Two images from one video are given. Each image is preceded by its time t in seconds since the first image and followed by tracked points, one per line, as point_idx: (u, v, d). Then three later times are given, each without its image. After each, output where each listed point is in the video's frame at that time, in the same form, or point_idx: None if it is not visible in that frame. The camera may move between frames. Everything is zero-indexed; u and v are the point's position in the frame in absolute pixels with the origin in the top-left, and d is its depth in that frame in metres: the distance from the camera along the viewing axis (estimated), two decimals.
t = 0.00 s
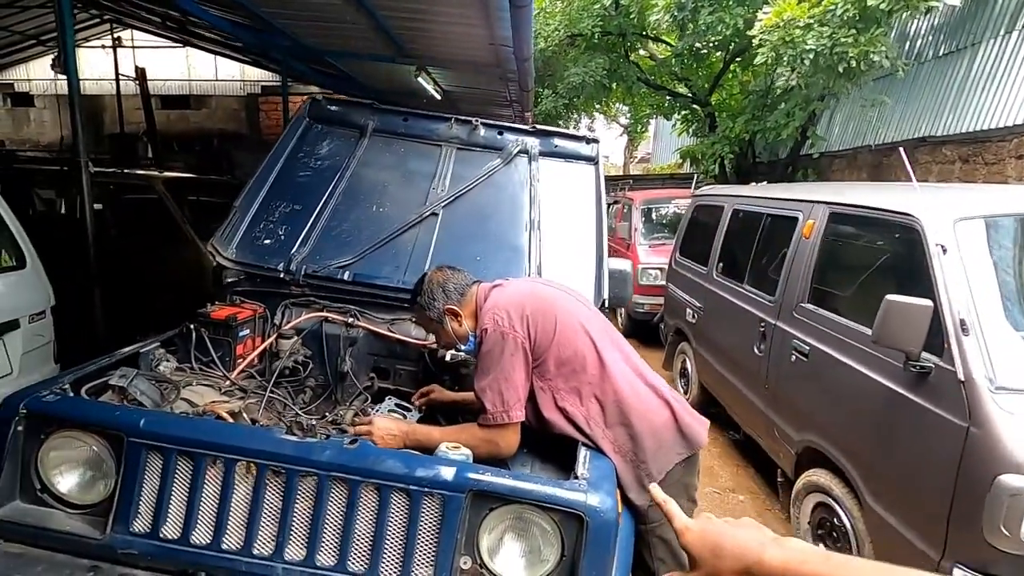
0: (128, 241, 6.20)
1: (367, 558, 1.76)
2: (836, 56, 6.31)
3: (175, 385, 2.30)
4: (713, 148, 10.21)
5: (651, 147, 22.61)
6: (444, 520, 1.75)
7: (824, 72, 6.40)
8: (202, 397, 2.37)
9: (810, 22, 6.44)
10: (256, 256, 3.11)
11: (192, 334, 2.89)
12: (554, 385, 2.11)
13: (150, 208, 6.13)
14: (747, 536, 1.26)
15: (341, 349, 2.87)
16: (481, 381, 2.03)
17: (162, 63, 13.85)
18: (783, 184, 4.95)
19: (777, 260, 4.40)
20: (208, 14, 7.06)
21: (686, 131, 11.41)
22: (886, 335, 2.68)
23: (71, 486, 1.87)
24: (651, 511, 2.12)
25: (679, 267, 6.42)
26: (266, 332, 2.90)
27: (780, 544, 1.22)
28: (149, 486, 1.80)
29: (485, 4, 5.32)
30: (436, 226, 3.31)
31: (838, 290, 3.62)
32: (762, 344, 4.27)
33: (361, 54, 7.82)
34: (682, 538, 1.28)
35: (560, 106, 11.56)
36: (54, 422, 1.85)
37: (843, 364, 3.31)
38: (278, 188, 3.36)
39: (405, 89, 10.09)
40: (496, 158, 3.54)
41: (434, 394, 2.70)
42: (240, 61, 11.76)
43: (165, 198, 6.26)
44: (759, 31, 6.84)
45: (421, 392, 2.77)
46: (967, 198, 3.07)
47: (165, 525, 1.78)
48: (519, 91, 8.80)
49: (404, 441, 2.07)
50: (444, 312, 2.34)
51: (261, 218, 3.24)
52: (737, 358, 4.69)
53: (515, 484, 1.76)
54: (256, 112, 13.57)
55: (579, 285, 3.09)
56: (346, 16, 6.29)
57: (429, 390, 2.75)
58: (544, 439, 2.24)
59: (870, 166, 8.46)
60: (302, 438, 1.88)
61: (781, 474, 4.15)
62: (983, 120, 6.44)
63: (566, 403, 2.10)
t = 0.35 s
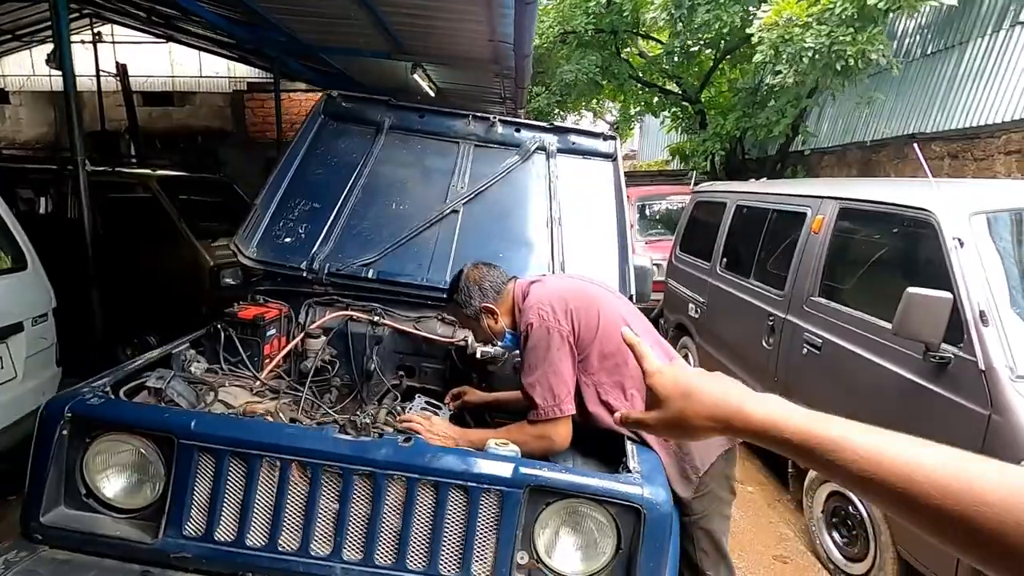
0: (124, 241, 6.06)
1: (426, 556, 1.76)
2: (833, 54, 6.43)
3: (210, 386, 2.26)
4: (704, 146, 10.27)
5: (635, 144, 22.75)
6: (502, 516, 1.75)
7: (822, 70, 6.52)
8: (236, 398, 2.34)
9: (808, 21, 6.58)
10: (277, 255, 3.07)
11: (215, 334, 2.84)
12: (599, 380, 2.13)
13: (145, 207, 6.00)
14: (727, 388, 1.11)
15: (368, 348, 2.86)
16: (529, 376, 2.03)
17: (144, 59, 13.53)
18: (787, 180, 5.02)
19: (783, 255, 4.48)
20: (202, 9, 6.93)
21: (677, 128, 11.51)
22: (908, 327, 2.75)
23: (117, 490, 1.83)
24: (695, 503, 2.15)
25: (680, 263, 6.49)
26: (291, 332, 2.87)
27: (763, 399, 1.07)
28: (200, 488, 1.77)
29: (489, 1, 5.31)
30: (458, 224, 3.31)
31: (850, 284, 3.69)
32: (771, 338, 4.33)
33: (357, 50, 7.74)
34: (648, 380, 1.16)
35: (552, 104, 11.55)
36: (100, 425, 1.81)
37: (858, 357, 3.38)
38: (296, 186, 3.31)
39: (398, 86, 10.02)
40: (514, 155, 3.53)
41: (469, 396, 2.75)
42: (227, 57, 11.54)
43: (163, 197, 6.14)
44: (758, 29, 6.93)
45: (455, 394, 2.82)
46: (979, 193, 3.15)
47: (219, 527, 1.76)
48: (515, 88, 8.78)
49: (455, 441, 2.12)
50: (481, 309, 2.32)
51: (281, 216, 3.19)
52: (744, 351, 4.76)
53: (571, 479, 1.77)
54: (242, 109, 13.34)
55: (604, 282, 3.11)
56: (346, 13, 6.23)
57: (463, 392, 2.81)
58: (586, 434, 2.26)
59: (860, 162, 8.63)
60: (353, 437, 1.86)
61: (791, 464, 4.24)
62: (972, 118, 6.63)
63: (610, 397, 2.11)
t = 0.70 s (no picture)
0: (103, 237, 5.81)
1: (483, 548, 1.76)
2: (821, 51, 6.60)
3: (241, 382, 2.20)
4: (686, 140, 10.35)
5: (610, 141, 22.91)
6: (560, 505, 1.76)
7: (810, 66, 6.72)
8: (266, 394, 2.29)
9: (797, 18, 6.80)
10: (293, 248, 3.05)
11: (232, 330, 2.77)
12: (638, 367, 2.15)
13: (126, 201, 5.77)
14: (809, 214, 0.91)
15: (391, 341, 2.82)
16: (571, 363, 2.04)
17: (109, 48, 12.96)
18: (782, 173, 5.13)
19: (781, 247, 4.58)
20: None
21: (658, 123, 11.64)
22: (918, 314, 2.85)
23: (159, 491, 1.78)
24: (733, 487, 2.20)
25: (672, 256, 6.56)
26: (311, 327, 2.81)
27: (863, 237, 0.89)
28: (251, 486, 1.73)
29: None
30: (474, 216, 3.29)
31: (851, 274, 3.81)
32: (771, 327, 4.43)
33: (343, 41, 7.58)
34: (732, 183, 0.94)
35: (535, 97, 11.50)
36: (142, 425, 1.75)
37: (862, 343, 3.50)
38: (308, 178, 3.25)
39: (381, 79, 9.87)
40: (527, 147, 3.53)
41: (496, 388, 2.69)
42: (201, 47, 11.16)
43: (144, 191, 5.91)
44: (748, 24, 7.10)
45: (481, 386, 2.77)
46: (977, 185, 3.29)
47: (271, 526, 1.72)
48: (501, 81, 8.70)
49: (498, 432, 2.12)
50: (515, 299, 2.32)
51: (294, 209, 3.14)
52: (742, 341, 4.85)
53: (627, 467, 1.79)
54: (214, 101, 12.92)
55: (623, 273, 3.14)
56: (336, 3, 6.10)
57: (490, 385, 2.74)
58: (622, 421, 2.29)
59: (838, 156, 8.87)
60: (404, 430, 1.84)
61: (792, 449, 4.36)
62: (947, 114, 6.91)
63: (650, 384, 2.13)
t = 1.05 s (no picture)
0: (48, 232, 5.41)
1: (481, 545, 1.71)
2: (784, 48, 6.79)
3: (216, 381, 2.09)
4: (650, 136, 10.44)
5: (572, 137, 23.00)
6: (558, 499, 1.73)
7: (774, 64, 6.91)
8: (242, 394, 2.17)
9: (761, 15, 6.99)
10: (266, 240, 2.94)
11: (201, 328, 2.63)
12: (628, 358, 2.14)
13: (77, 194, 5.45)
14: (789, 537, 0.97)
15: (370, 337, 2.73)
16: (563, 355, 2.00)
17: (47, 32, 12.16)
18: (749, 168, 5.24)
19: (751, 240, 4.68)
20: None
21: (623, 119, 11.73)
22: (887, 302, 2.97)
23: (132, 499, 1.66)
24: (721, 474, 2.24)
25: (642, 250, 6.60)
26: (285, 324, 2.69)
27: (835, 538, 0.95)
28: (234, 490, 1.63)
29: None
30: (453, 209, 3.23)
31: (820, 265, 3.93)
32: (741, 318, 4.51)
33: (305, 30, 7.34)
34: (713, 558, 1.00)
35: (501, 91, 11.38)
36: (111, 429, 1.63)
37: (832, 332, 3.60)
38: (279, 169, 3.12)
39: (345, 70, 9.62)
40: (505, 139, 3.48)
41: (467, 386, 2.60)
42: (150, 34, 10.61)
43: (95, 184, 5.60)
44: (715, 22, 7.25)
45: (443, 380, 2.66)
46: (938, 178, 3.44)
47: (257, 532, 1.63)
48: (468, 74, 8.57)
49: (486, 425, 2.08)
50: (502, 290, 2.28)
51: (265, 201, 3.02)
52: (712, 332, 4.92)
53: (624, 458, 1.77)
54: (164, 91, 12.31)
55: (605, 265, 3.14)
56: None
57: (460, 384, 2.64)
58: (610, 411, 2.28)
59: (796, 152, 9.14)
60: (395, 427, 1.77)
61: (762, 437, 4.46)
62: (899, 112, 7.22)
63: (640, 375, 2.13)
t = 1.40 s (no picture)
0: None
1: (445, 545, 1.70)
2: (740, 49, 6.99)
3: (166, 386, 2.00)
4: (612, 133, 10.55)
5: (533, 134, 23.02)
6: (523, 496, 1.73)
7: (730, 64, 7.09)
8: (195, 399, 2.09)
9: (717, 17, 7.16)
10: (219, 238, 2.83)
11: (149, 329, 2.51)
12: (593, 352, 2.16)
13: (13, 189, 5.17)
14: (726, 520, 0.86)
15: (331, 337, 2.67)
16: (528, 350, 2.00)
17: None
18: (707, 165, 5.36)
19: (709, 236, 4.80)
20: None
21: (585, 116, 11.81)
22: (837, 296, 3.10)
23: (75, 512, 1.57)
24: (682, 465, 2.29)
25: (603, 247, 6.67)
26: (240, 324, 2.60)
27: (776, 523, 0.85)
28: (186, 499, 1.57)
29: None
30: (415, 205, 3.18)
31: (774, 261, 4.06)
32: (700, 312, 4.62)
33: (259, 20, 7.10)
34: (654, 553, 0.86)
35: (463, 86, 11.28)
36: (49, 439, 1.54)
37: (786, 324, 3.73)
38: (233, 162, 3.01)
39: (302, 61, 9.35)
40: (467, 134, 3.45)
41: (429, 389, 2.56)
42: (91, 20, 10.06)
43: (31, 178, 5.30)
44: (673, 21, 7.36)
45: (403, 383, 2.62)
46: (883, 177, 3.60)
47: (212, 541, 1.57)
48: (429, 69, 8.46)
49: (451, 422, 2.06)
50: (468, 281, 2.27)
51: (218, 196, 2.91)
52: (672, 326, 5.03)
53: (588, 453, 1.78)
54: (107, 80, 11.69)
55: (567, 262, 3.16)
56: None
57: (422, 386, 2.58)
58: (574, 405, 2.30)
59: (751, 151, 9.41)
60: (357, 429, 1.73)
61: (720, 427, 4.59)
62: (846, 113, 7.53)
63: (604, 369, 2.16)
